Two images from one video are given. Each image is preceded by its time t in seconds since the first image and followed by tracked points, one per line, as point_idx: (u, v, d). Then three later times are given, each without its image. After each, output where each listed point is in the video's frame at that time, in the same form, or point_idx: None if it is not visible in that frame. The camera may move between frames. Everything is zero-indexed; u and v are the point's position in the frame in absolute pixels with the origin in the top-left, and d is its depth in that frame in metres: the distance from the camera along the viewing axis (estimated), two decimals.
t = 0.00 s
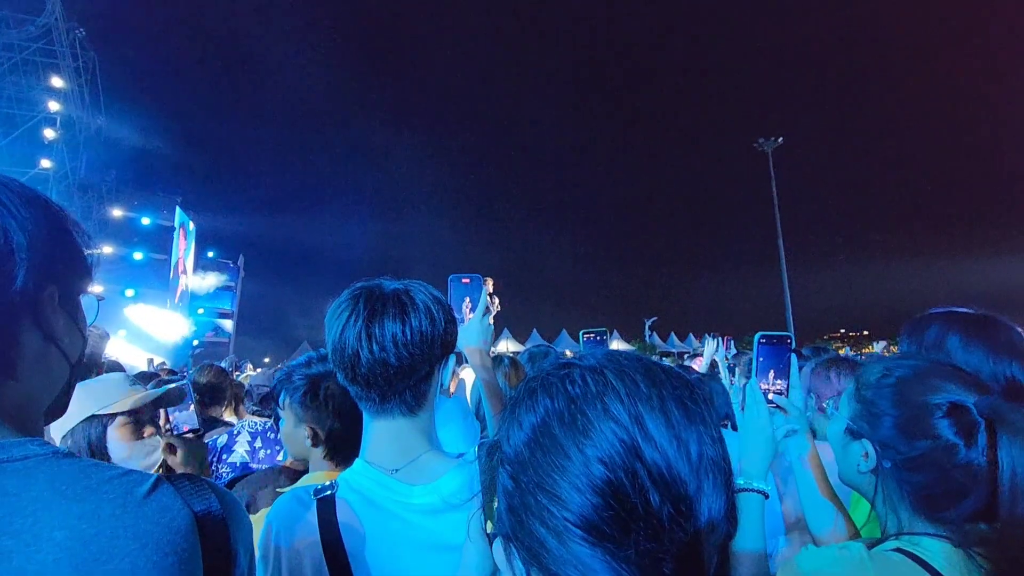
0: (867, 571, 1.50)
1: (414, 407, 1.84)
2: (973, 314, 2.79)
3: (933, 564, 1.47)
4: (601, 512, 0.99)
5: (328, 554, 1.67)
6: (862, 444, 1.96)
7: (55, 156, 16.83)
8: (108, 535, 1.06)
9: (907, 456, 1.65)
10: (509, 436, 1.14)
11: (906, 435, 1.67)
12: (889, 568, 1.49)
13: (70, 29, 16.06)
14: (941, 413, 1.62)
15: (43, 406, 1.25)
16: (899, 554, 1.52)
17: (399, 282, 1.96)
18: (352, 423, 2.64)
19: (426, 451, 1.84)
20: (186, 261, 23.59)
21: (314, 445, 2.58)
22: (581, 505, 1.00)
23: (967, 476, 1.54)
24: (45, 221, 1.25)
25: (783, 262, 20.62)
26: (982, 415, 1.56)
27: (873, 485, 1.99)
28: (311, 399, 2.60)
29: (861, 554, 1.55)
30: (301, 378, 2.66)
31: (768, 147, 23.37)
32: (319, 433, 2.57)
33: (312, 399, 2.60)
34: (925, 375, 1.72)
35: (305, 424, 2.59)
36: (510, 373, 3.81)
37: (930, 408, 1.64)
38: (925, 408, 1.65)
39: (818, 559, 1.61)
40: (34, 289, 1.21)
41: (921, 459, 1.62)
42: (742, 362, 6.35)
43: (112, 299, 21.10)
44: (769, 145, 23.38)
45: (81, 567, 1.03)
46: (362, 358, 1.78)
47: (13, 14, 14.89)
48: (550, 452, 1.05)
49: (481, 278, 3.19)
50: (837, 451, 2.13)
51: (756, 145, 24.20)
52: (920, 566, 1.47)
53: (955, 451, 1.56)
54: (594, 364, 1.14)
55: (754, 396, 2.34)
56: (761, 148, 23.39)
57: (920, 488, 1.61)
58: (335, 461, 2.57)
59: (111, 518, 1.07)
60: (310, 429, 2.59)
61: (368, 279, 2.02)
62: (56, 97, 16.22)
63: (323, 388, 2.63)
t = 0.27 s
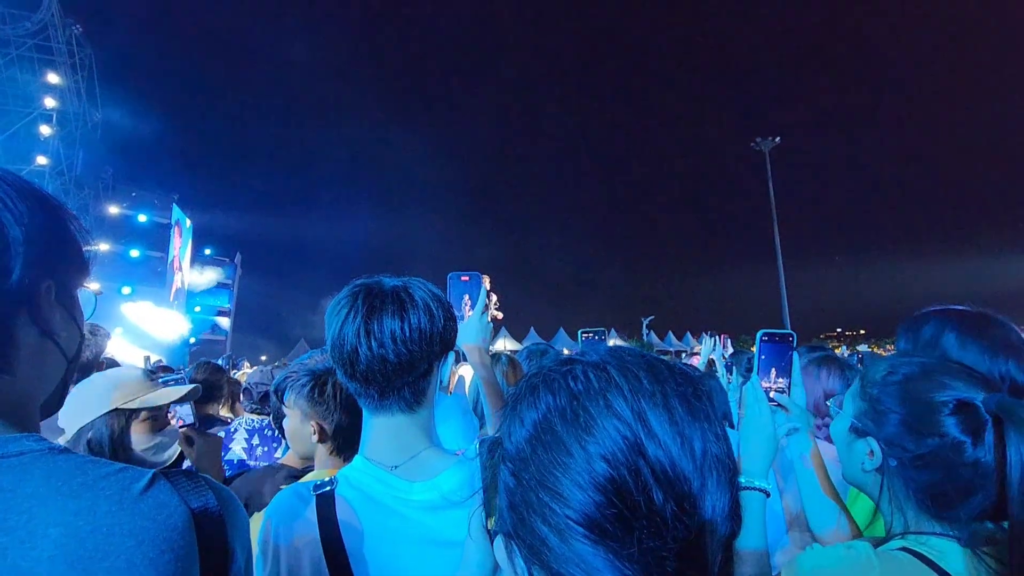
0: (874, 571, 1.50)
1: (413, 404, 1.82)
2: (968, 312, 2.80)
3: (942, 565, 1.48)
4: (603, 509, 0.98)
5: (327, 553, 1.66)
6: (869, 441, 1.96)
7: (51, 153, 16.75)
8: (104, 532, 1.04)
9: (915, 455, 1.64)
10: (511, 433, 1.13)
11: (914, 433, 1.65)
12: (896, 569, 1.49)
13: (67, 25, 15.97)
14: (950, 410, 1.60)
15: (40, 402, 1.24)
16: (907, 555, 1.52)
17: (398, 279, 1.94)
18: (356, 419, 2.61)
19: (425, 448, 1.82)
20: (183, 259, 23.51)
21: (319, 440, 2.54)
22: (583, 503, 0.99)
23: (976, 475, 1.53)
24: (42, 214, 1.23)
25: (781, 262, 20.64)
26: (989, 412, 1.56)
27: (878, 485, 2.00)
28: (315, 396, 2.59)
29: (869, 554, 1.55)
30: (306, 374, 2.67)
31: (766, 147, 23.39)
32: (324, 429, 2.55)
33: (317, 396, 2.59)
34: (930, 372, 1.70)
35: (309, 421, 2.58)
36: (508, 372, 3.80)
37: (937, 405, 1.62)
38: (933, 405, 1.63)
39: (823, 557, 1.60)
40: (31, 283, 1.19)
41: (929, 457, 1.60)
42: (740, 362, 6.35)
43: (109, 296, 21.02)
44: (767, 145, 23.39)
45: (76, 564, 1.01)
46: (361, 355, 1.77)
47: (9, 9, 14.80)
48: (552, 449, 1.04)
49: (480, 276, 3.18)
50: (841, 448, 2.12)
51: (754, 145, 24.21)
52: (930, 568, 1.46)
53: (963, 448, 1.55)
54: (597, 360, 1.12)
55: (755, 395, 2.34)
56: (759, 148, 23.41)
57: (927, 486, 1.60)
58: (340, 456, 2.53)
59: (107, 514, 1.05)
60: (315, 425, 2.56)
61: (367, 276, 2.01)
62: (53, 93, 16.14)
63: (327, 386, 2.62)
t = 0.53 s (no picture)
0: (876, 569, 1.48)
1: (410, 401, 1.80)
2: (964, 309, 2.78)
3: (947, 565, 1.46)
4: (607, 506, 0.96)
5: (325, 550, 1.64)
6: (872, 439, 1.94)
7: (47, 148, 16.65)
8: (96, 528, 1.02)
9: (920, 452, 1.63)
10: (513, 428, 1.11)
11: (919, 431, 1.64)
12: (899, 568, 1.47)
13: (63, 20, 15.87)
14: (954, 407, 1.59)
15: (32, 397, 1.21)
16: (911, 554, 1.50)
17: (395, 275, 1.92)
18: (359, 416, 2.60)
19: (423, 444, 1.81)
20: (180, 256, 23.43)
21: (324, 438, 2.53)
22: (588, 499, 0.97)
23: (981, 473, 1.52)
24: (34, 206, 1.21)
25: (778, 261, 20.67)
26: (996, 409, 1.55)
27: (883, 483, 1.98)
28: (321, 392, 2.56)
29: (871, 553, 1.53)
30: (313, 367, 2.64)
31: (765, 146, 23.39)
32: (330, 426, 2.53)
33: (323, 392, 2.56)
34: (935, 369, 1.69)
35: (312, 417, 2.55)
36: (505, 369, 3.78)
37: (942, 402, 1.62)
38: (938, 402, 1.62)
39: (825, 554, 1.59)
40: (22, 276, 1.17)
41: (933, 454, 1.60)
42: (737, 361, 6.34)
43: (105, 293, 20.93)
44: (765, 144, 23.39)
45: (67, 560, 1.00)
46: (357, 350, 1.75)
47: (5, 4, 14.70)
48: (556, 444, 1.02)
49: (477, 272, 3.16)
50: (844, 446, 2.11)
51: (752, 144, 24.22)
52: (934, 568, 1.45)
53: (969, 446, 1.54)
54: (601, 354, 1.11)
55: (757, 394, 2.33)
56: (757, 147, 23.44)
57: (931, 484, 1.59)
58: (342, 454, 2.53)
59: (99, 510, 1.03)
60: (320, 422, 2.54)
61: (364, 272, 1.99)
62: (49, 89, 16.05)
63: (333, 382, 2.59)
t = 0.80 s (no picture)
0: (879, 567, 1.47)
1: (408, 397, 1.80)
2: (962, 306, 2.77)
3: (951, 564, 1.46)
4: (615, 504, 0.96)
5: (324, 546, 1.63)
6: (875, 437, 1.93)
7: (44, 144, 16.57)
8: (92, 523, 1.01)
9: (923, 449, 1.63)
10: (519, 425, 1.10)
11: (921, 428, 1.64)
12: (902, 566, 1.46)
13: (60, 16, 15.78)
14: (958, 404, 1.59)
15: (27, 392, 1.20)
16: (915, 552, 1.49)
17: (393, 271, 1.91)
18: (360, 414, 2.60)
19: (421, 440, 1.80)
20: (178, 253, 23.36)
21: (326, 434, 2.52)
22: (595, 496, 0.96)
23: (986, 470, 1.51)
24: (29, 198, 1.19)
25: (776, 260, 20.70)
26: (1000, 406, 1.53)
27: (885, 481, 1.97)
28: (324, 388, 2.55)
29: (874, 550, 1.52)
30: (315, 363, 2.62)
31: (763, 145, 23.40)
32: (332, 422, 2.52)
33: (325, 388, 2.55)
34: (939, 366, 1.69)
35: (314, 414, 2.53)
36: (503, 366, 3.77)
37: (945, 399, 1.62)
38: (942, 400, 1.62)
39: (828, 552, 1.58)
40: (17, 270, 1.15)
41: (938, 452, 1.59)
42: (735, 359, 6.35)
43: (103, 290, 20.87)
44: (764, 143, 23.39)
45: (63, 556, 0.98)
46: (354, 346, 1.74)
47: None
48: (564, 441, 1.01)
49: (474, 270, 3.15)
50: (847, 444, 2.11)
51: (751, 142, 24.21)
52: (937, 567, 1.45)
53: (973, 443, 1.54)
54: (609, 350, 1.10)
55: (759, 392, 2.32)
56: (756, 146, 23.42)
57: (935, 481, 1.58)
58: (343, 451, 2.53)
59: (95, 505, 1.02)
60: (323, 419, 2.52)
61: (362, 268, 1.97)
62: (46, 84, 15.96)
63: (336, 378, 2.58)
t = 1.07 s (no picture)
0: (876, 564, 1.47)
1: (404, 394, 1.79)
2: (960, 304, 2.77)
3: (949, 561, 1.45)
4: (619, 503, 0.95)
5: (320, 545, 1.63)
6: (871, 434, 1.92)
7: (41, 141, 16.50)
8: (84, 521, 1.00)
9: (921, 446, 1.63)
10: (521, 423, 1.09)
11: (919, 425, 1.64)
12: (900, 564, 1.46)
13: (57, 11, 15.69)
14: (956, 401, 1.58)
15: (20, 389, 1.19)
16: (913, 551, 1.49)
17: (389, 268, 1.90)
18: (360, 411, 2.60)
19: (417, 437, 1.79)
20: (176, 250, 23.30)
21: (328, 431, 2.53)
22: (599, 496, 0.96)
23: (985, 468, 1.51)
24: (21, 192, 1.18)
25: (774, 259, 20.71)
26: (998, 404, 1.54)
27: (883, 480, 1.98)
28: (325, 385, 2.54)
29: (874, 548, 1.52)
30: (315, 360, 2.61)
31: (762, 144, 23.39)
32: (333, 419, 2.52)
33: (326, 384, 2.54)
34: (939, 363, 1.68)
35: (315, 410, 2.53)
36: (500, 365, 3.77)
37: (943, 396, 1.61)
38: (940, 396, 1.62)
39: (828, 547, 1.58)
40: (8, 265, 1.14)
41: (936, 449, 1.59)
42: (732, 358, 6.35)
43: (100, 287, 20.81)
44: (763, 141, 23.38)
45: (54, 555, 0.97)
46: (350, 342, 1.73)
47: None
48: (567, 440, 1.00)
49: (470, 268, 3.14)
50: (845, 442, 2.10)
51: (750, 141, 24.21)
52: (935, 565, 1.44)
53: (971, 439, 1.54)
54: (612, 347, 1.09)
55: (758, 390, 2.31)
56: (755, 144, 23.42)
57: (932, 478, 1.58)
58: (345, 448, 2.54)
59: (88, 504, 1.01)
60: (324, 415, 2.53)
61: (359, 265, 1.96)
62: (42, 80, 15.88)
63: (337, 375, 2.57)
